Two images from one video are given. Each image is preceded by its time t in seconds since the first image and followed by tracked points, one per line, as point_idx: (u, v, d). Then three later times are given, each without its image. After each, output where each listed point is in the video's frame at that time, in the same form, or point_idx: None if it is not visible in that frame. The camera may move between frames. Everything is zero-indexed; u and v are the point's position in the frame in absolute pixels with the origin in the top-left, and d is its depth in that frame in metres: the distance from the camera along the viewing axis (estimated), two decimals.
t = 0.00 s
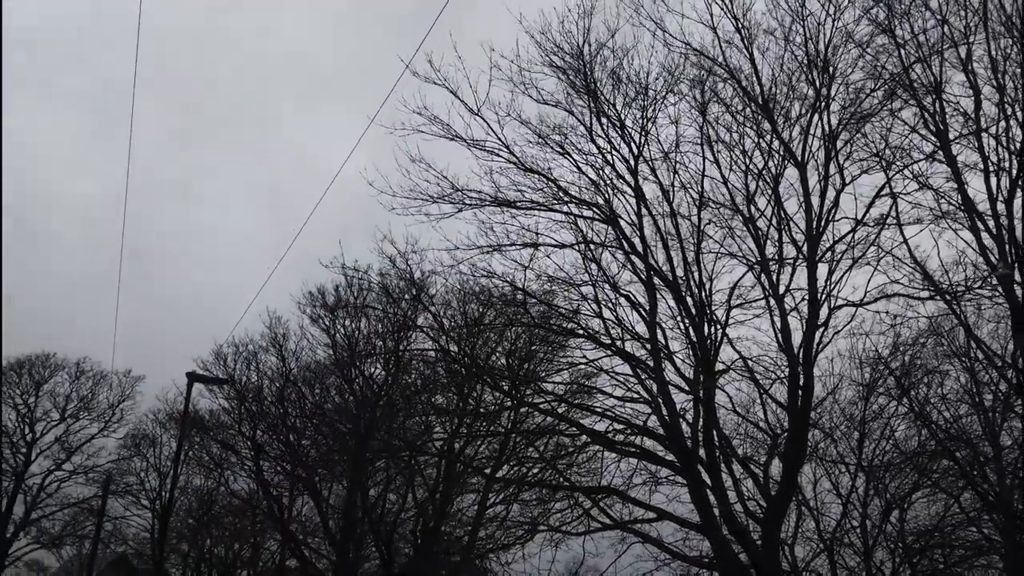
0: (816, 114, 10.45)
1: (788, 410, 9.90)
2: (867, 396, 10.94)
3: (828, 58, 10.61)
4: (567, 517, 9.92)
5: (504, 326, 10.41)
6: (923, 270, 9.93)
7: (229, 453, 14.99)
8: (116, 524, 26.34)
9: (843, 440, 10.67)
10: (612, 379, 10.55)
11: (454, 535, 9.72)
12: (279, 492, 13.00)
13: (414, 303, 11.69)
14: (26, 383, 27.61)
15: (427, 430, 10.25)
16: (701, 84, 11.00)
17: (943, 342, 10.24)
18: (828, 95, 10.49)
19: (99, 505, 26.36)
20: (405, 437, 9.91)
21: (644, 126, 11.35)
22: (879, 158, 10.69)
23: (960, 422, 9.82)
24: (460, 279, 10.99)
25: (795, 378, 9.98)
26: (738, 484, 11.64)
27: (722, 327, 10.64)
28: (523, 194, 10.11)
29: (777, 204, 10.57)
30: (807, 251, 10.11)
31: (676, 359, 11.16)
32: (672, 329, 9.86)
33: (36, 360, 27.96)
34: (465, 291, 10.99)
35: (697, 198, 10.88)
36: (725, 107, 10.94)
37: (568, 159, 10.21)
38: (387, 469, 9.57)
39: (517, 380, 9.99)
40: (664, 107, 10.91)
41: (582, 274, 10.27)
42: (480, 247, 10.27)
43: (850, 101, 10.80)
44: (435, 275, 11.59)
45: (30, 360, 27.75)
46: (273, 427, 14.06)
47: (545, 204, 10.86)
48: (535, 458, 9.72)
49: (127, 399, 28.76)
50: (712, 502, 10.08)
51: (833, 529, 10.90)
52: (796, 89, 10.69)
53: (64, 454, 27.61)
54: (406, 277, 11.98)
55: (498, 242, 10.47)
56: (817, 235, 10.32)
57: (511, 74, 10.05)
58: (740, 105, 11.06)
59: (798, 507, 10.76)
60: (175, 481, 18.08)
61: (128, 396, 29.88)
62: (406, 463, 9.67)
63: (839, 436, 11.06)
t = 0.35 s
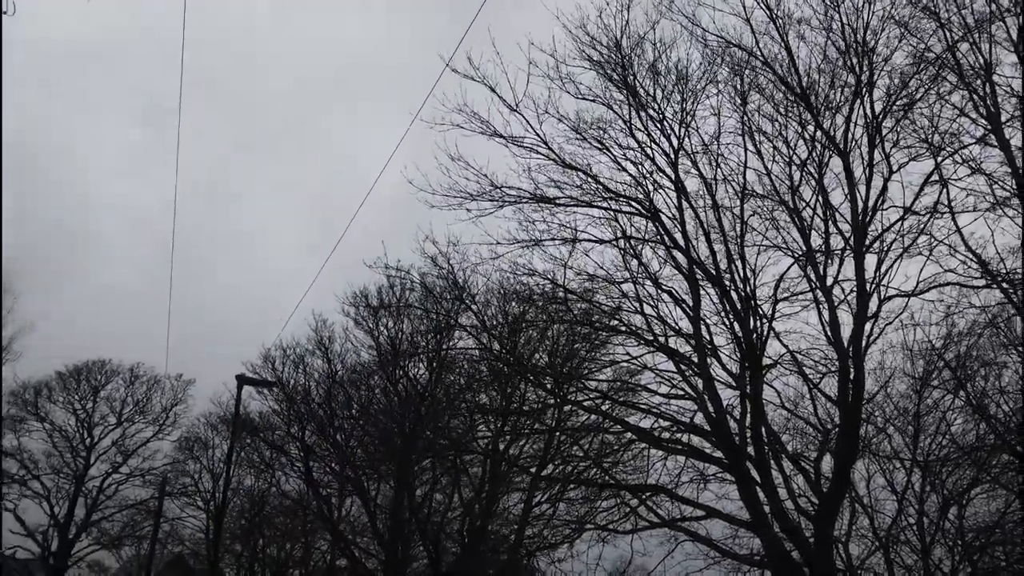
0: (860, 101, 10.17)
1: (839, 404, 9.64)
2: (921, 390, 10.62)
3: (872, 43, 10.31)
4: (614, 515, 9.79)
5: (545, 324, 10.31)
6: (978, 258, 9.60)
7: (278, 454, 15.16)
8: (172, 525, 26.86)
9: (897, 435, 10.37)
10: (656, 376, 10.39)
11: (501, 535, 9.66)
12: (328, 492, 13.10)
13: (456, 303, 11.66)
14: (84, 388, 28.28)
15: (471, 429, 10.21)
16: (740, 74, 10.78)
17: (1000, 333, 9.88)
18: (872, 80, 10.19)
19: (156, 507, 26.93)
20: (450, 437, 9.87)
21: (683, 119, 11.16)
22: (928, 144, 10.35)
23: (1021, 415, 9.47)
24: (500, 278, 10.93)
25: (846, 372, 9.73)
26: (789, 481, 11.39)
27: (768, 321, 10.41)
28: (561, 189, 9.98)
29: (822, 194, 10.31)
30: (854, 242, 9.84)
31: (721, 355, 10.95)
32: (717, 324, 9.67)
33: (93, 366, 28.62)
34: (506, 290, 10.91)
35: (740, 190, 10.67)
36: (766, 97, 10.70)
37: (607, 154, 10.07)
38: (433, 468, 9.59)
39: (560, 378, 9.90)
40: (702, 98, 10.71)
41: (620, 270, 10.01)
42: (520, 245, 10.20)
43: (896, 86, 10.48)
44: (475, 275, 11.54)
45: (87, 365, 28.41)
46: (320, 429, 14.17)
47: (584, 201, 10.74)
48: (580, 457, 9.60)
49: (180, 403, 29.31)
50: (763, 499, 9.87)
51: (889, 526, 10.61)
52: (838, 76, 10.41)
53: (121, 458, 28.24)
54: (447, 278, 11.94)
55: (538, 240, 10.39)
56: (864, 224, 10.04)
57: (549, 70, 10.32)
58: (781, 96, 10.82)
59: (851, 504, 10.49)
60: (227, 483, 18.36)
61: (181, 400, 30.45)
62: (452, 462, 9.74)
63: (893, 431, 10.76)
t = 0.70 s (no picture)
0: (917, 83, 9.78)
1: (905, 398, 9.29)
2: (992, 380, 10.18)
3: (928, 22, 9.91)
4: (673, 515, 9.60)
5: (597, 323, 10.16)
6: None
7: (337, 457, 15.31)
8: (239, 527, 27.40)
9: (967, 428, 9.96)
10: (712, 372, 10.15)
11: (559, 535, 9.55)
12: (387, 493, 13.17)
13: (507, 303, 11.58)
14: (151, 394, 28.98)
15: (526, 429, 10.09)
16: (791, 60, 10.47)
17: None
18: (930, 61, 9.79)
19: (223, 509, 27.51)
20: (504, 436, 9.88)
21: (732, 109, 10.88)
22: (992, 124, 9.90)
23: None
24: (550, 278, 10.80)
25: (910, 363, 9.37)
26: (854, 477, 11.04)
27: (827, 314, 10.09)
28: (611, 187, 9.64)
29: (880, 181, 9.95)
30: (916, 229, 9.47)
31: (779, 349, 10.65)
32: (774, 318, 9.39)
33: (159, 372, 29.32)
34: (556, 289, 10.79)
35: (793, 179, 10.37)
36: (818, 83, 10.38)
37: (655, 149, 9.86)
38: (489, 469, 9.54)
39: (614, 377, 9.73)
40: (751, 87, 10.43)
41: (671, 268, 9.51)
42: (569, 243, 10.06)
43: (955, 66, 10.05)
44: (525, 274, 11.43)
45: (153, 373, 29.11)
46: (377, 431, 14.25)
47: (633, 197, 10.55)
48: (637, 456, 9.42)
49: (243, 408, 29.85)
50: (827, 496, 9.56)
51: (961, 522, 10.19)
52: (894, 58, 10.03)
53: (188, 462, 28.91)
54: (498, 278, 11.87)
55: (587, 238, 10.24)
56: (925, 210, 9.66)
57: (596, 64, 10.01)
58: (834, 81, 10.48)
59: (921, 500, 10.11)
60: (290, 485, 18.63)
61: (244, 405, 31.02)
62: (507, 462, 9.89)
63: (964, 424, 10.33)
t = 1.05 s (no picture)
0: (978, 65, 9.39)
1: (973, 391, 8.91)
2: None
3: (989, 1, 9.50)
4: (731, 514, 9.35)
5: (648, 321, 10.00)
6: None
7: (393, 458, 15.41)
8: (299, 529, 27.80)
9: None
10: (768, 368, 9.90)
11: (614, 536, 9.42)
12: (442, 493, 13.18)
13: (558, 303, 11.47)
14: (213, 400, 29.59)
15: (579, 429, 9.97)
16: (843, 47, 10.15)
17: None
18: (992, 42, 9.39)
19: (284, 510, 27.95)
20: (557, 437, 9.66)
21: (783, 99, 10.61)
22: None
23: None
24: (600, 276, 10.66)
25: (978, 355, 9.00)
26: (921, 473, 10.65)
27: (887, 306, 9.75)
28: (658, 180, 9.81)
29: (940, 167, 9.58)
30: (980, 216, 9.09)
31: (837, 343, 10.34)
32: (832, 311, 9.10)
33: (220, 378, 29.92)
34: (606, 287, 10.63)
35: (848, 169, 10.06)
36: (872, 70, 10.04)
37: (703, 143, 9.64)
38: (543, 469, 9.45)
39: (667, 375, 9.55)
40: (802, 77, 10.15)
41: (722, 261, 9.75)
42: (618, 241, 9.92)
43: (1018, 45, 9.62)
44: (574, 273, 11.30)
45: (215, 378, 29.75)
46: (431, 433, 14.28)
47: (681, 193, 10.36)
48: (693, 455, 9.21)
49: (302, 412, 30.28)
50: (891, 493, 9.23)
51: None
52: (953, 40, 9.66)
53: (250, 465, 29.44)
54: (547, 278, 11.77)
55: (635, 234, 10.08)
56: (990, 196, 9.26)
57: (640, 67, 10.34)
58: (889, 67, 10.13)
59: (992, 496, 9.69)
60: (348, 487, 18.82)
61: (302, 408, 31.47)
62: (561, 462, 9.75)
63: None
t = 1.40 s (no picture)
0: None
1: None
2: None
3: None
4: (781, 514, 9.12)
5: (691, 317, 9.82)
6: None
7: (438, 459, 15.41)
8: (347, 530, 28.02)
9: None
10: (816, 364, 9.65)
11: (661, 536, 9.27)
12: (488, 494, 13.14)
13: (599, 301, 11.34)
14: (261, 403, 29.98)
15: (622, 428, 9.82)
16: (889, 33, 9.88)
17: None
18: None
19: (332, 512, 28.20)
20: (602, 437, 9.68)
21: (827, 89, 10.35)
22: None
23: None
24: (641, 274, 10.51)
25: None
26: (979, 470, 10.30)
27: (940, 299, 9.45)
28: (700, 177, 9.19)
29: (994, 154, 9.25)
30: None
31: (888, 338, 10.05)
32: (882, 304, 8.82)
33: (268, 382, 30.30)
34: (648, 284, 10.47)
35: (896, 158, 9.77)
36: (920, 57, 9.74)
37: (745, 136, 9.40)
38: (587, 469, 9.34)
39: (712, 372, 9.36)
40: (846, 66, 9.89)
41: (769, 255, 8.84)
42: (659, 238, 9.74)
43: None
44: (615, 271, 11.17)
45: (263, 383, 30.13)
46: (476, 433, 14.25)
47: (723, 188, 10.16)
48: (740, 454, 9.01)
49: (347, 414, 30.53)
50: (948, 490, 8.93)
51: None
52: (1006, 22, 9.32)
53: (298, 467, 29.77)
54: (588, 277, 11.65)
55: (677, 230, 9.89)
56: None
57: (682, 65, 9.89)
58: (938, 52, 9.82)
59: None
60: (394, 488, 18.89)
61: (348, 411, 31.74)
62: (605, 462, 9.62)
63: None
